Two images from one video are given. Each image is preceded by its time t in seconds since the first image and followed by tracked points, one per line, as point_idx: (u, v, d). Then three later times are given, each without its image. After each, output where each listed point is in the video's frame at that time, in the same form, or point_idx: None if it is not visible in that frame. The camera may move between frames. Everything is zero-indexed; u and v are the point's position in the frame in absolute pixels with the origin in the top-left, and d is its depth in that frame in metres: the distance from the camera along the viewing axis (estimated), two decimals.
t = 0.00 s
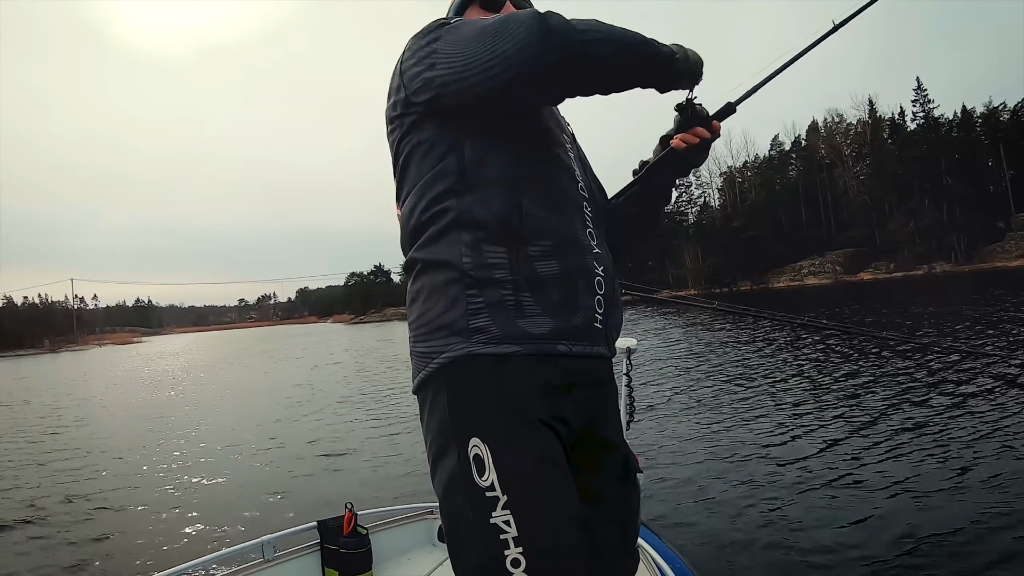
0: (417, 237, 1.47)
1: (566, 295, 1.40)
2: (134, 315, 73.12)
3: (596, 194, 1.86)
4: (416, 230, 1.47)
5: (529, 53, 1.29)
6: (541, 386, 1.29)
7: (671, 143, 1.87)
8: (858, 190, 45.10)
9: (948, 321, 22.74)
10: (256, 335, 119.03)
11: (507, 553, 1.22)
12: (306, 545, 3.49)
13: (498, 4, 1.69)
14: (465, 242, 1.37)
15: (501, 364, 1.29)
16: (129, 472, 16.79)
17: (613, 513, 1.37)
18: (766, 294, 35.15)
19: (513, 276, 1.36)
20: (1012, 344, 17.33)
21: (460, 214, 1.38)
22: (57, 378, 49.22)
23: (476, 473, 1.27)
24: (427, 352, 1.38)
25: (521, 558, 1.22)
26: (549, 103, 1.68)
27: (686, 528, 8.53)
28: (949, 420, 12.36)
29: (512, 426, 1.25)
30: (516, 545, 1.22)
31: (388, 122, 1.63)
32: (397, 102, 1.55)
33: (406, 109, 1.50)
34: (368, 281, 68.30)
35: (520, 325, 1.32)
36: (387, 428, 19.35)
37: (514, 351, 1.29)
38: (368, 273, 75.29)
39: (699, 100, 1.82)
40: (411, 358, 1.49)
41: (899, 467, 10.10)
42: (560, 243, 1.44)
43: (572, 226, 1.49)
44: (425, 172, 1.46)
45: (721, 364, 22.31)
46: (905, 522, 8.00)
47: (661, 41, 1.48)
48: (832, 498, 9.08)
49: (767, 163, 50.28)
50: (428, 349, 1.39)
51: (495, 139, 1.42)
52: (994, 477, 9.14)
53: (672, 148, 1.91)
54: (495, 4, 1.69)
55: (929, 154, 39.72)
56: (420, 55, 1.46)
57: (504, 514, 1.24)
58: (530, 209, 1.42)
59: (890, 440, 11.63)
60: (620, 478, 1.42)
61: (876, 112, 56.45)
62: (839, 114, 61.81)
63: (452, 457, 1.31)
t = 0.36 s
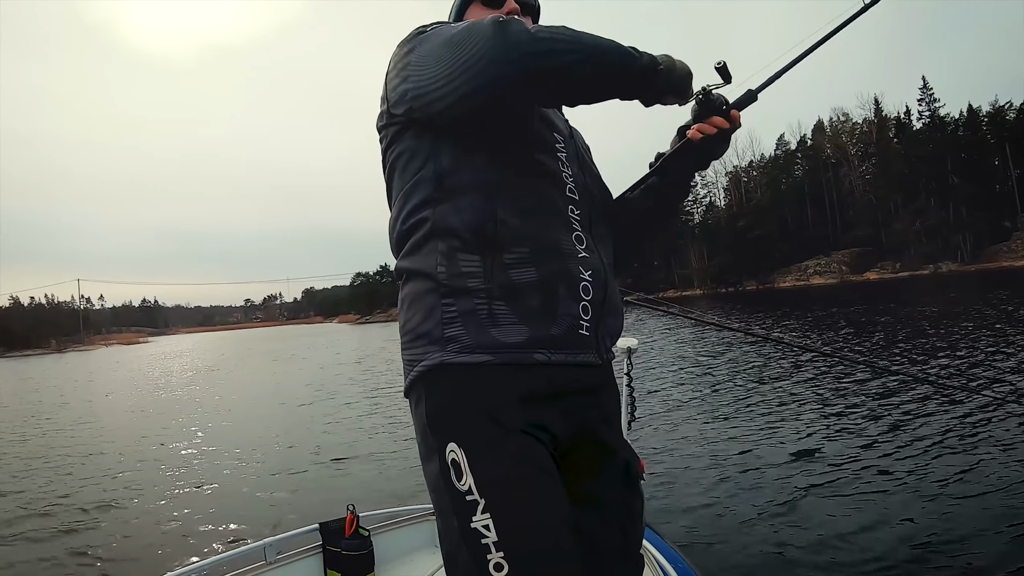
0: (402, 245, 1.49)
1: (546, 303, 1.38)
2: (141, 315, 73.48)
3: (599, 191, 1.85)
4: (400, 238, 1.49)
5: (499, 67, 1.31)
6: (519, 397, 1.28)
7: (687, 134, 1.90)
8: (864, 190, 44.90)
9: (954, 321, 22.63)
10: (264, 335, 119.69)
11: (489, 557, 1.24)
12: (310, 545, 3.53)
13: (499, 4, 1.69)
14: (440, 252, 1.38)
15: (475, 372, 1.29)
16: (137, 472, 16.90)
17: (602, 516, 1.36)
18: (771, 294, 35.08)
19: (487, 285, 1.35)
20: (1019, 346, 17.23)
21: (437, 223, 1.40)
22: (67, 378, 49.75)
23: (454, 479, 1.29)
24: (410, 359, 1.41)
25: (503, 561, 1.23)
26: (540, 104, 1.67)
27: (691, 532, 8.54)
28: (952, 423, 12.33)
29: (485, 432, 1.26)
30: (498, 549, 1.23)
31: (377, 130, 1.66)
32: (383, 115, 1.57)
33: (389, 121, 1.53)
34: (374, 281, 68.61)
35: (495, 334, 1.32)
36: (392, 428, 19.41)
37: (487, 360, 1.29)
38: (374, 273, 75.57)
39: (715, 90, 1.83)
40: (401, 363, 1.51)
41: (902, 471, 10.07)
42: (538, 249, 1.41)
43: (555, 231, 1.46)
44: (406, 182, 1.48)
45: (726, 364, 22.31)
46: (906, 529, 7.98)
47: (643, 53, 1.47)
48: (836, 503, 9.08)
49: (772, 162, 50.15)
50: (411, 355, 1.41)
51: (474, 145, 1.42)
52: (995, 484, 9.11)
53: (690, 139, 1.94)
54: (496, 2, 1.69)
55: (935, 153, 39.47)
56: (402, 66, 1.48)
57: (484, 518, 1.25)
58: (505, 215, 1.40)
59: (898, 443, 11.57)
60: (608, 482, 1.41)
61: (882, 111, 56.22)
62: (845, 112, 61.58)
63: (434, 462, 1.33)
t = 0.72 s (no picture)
0: (401, 249, 1.50)
1: (549, 306, 1.38)
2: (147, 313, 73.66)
3: (595, 198, 1.85)
4: (400, 244, 1.49)
5: (504, 69, 1.32)
6: (523, 403, 1.28)
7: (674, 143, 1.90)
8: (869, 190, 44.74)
9: (960, 322, 22.51)
10: (270, 334, 119.98)
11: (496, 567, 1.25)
12: (311, 547, 3.53)
13: (495, 8, 1.69)
14: (441, 256, 1.38)
15: (476, 378, 1.29)
16: (142, 471, 16.97)
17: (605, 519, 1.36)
18: (776, 295, 34.99)
19: (490, 289, 1.35)
20: None
21: (438, 228, 1.41)
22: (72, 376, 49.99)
23: (459, 487, 1.28)
24: (412, 364, 1.40)
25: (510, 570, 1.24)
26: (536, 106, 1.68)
27: (695, 533, 8.53)
28: (955, 424, 12.30)
29: (488, 438, 1.26)
30: (505, 558, 1.24)
31: (374, 133, 1.66)
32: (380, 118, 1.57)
33: (389, 123, 1.53)
34: (378, 280, 68.68)
35: (498, 338, 1.32)
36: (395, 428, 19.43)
37: (490, 365, 1.29)
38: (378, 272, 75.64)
39: (705, 98, 1.82)
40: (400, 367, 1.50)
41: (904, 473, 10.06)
42: (539, 251, 1.41)
43: (553, 235, 1.46)
44: (406, 186, 1.49)
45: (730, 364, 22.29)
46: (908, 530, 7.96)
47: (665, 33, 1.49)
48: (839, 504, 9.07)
49: (778, 163, 50.02)
50: (410, 362, 1.41)
51: (474, 148, 1.44)
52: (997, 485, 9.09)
53: (677, 148, 1.94)
54: (490, 8, 1.70)
55: (940, 154, 39.39)
56: (402, 67, 1.48)
57: (491, 528, 1.25)
58: (506, 219, 1.40)
59: (902, 444, 11.54)
60: (609, 487, 1.41)
61: (887, 111, 56.07)
62: (851, 113, 61.35)
63: (437, 471, 1.33)
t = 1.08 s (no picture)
0: (413, 232, 1.47)
1: (568, 291, 1.40)
2: (150, 312, 73.74)
3: (593, 195, 1.88)
4: (412, 227, 1.46)
5: (530, 51, 1.33)
6: (545, 386, 1.30)
7: (662, 146, 1.94)
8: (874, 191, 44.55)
9: (962, 322, 22.50)
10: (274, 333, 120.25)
11: (504, 558, 1.24)
12: (309, 545, 3.53)
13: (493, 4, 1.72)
14: (464, 237, 1.37)
15: (497, 364, 1.29)
16: (145, 470, 17.00)
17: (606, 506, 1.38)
18: (779, 295, 34.87)
19: (513, 272, 1.36)
20: None
21: (458, 209, 1.39)
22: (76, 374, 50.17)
23: (476, 474, 1.27)
24: (425, 350, 1.39)
25: (516, 563, 1.24)
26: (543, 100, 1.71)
27: (696, 534, 8.50)
28: (954, 423, 12.36)
29: (512, 423, 1.26)
30: (514, 548, 1.24)
31: (382, 114, 1.63)
32: (392, 98, 1.56)
33: (402, 103, 1.52)
34: (382, 280, 68.68)
35: (521, 321, 1.33)
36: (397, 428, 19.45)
37: (513, 349, 1.29)
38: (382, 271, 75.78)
39: (694, 105, 1.86)
40: (408, 353, 1.48)
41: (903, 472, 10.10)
42: (559, 239, 1.44)
43: (569, 224, 1.49)
44: (419, 168, 1.47)
45: (731, 364, 22.31)
46: (909, 530, 7.95)
47: (669, 42, 1.56)
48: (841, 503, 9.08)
49: (782, 163, 49.82)
50: (424, 346, 1.40)
51: (493, 132, 1.44)
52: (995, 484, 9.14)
53: (665, 150, 1.97)
54: (490, 3, 1.71)
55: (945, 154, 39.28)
56: (419, 46, 1.47)
57: (501, 518, 1.25)
58: (527, 205, 1.42)
59: (904, 443, 11.55)
60: (614, 476, 1.42)
61: (892, 112, 55.88)
62: (855, 114, 61.13)
63: (450, 459, 1.32)
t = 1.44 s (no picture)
0: (424, 228, 1.47)
1: (577, 288, 1.41)
2: (155, 313, 73.95)
3: (596, 195, 1.87)
4: (422, 223, 1.47)
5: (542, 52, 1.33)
6: (554, 381, 1.30)
7: (658, 146, 1.94)
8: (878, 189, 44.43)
9: (965, 321, 22.46)
10: (277, 334, 120.30)
11: (507, 553, 1.25)
12: (309, 544, 3.54)
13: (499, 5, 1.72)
14: (476, 234, 1.37)
15: (509, 360, 1.29)
16: (148, 471, 17.07)
17: (610, 503, 1.39)
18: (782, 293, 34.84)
19: (525, 268, 1.36)
20: None
21: (470, 205, 1.39)
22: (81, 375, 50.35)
23: (483, 468, 1.27)
24: (434, 347, 1.39)
25: (518, 558, 1.24)
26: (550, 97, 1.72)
27: (698, 535, 8.50)
28: (957, 423, 12.33)
29: (523, 419, 1.26)
30: (517, 543, 1.24)
31: (391, 112, 1.64)
32: (402, 95, 1.56)
33: (411, 101, 1.52)
34: (386, 279, 68.78)
35: (531, 317, 1.33)
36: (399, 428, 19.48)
37: (524, 344, 1.29)
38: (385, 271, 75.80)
39: (689, 105, 1.85)
40: (416, 349, 1.49)
41: (906, 472, 10.08)
42: (569, 237, 1.44)
43: (579, 222, 1.49)
44: (430, 165, 1.47)
45: (734, 364, 22.28)
46: (913, 531, 7.93)
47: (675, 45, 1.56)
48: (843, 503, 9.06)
49: (785, 162, 49.72)
50: (434, 342, 1.40)
51: (504, 131, 1.44)
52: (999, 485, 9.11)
53: (661, 148, 1.96)
54: (494, 4, 1.72)
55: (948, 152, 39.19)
56: (430, 45, 1.47)
57: (506, 513, 1.25)
58: (538, 203, 1.43)
59: (907, 444, 11.52)
60: (618, 469, 1.43)
61: (895, 110, 55.74)
62: (858, 112, 61.02)
63: (459, 453, 1.32)
